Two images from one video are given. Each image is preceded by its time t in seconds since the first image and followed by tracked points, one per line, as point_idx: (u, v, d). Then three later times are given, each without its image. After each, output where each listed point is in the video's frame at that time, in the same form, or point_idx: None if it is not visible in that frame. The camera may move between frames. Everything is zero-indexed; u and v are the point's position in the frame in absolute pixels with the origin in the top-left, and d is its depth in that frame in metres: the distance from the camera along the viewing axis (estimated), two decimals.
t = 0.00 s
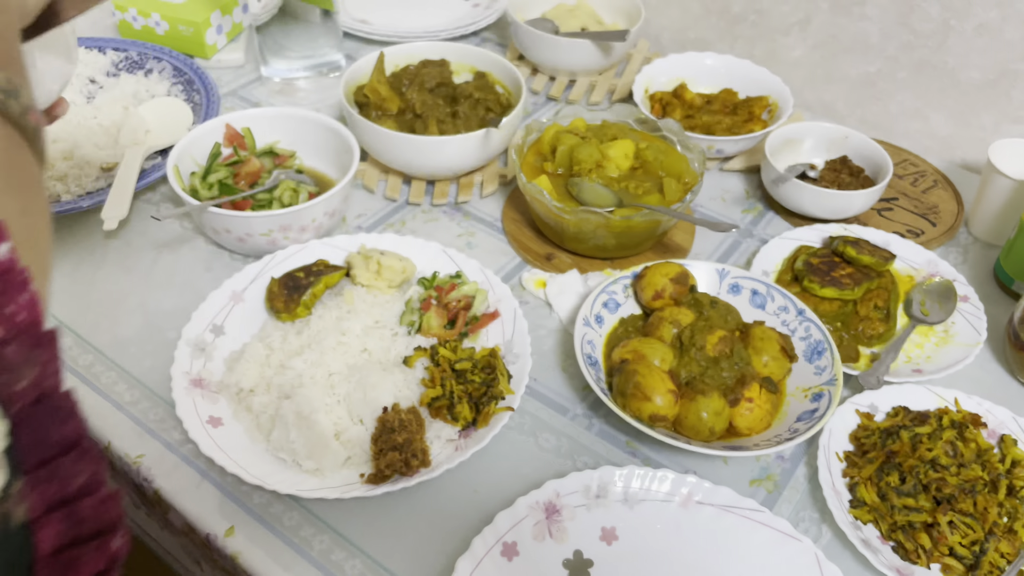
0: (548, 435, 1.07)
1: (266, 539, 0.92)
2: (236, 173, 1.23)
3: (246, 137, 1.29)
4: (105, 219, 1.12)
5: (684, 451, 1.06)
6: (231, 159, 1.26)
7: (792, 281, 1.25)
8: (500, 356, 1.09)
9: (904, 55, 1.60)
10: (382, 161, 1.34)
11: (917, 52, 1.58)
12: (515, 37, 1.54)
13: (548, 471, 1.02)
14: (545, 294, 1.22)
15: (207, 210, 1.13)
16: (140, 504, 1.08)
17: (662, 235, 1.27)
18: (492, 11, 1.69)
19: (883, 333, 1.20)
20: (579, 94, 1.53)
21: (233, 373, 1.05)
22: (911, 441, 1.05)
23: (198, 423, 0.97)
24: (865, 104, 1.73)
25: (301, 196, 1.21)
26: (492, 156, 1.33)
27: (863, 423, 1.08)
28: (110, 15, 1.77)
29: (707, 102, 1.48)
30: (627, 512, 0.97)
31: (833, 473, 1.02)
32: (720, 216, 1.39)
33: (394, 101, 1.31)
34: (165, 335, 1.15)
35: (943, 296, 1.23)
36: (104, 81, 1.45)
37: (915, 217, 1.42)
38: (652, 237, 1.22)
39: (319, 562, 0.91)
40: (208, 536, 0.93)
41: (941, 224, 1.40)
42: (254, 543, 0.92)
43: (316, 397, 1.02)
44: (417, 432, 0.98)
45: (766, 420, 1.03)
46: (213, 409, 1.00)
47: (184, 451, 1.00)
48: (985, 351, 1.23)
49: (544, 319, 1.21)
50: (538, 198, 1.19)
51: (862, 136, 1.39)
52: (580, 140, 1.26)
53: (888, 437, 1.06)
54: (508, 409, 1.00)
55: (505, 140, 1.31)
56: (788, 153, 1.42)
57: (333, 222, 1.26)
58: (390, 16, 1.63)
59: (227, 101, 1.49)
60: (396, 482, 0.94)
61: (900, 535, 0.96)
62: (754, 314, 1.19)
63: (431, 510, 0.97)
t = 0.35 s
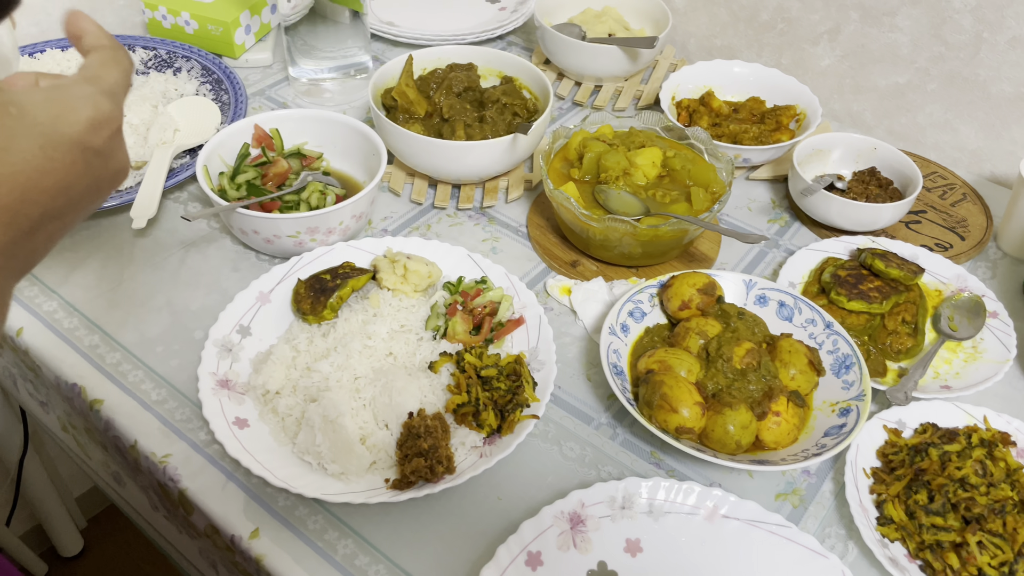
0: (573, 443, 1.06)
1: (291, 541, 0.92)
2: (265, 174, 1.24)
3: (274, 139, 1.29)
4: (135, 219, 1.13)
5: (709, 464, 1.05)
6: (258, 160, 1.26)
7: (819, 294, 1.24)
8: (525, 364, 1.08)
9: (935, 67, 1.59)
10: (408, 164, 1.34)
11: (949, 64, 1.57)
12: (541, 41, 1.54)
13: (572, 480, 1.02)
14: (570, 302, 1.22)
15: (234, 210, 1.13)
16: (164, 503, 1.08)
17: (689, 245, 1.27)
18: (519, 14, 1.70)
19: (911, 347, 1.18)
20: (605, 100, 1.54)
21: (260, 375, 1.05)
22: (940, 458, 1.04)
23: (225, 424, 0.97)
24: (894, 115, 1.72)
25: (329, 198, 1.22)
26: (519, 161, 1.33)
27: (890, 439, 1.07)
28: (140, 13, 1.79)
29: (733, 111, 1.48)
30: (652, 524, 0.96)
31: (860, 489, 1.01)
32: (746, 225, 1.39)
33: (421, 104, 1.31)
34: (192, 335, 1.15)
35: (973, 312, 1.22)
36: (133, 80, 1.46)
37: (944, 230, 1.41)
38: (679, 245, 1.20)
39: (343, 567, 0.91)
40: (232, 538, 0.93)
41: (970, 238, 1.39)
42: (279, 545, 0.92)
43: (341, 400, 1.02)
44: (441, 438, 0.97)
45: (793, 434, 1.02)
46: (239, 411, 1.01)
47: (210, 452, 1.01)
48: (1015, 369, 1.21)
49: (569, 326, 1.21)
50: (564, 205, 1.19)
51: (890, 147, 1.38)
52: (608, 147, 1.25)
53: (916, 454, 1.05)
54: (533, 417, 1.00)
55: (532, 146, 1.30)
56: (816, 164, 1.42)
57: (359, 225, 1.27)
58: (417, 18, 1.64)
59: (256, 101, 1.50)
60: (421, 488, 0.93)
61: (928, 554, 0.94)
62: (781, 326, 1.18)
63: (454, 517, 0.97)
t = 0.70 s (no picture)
0: (592, 452, 1.05)
1: (307, 545, 0.92)
2: (285, 173, 1.23)
3: (296, 138, 1.29)
4: (156, 216, 1.13)
5: (731, 475, 1.04)
6: (280, 159, 1.26)
7: (844, 304, 1.22)
8: (546, 370, 1.07)
9: (965, 75, 1.57)
10: (429, 166, 1.34)
11: (979, 72, 1.55)
12: (565, 42, 1.52)
13: (591, 489, 1.01)
14: (591, 307, 1.21)
15: (255, 210, 1.12)
16: (180, 502, 1.08)
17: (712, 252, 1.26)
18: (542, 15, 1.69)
19: (938, 360, 1.16)
20: (628, 103, 1.53)
21: (278, 376, 1.04)
22: (968, 475, 1.01)
23: (243, 425, 0.96)
24: (922, 123, 1.70)
25: (350, 199, 1.21)
26: (541, 164, 1.31)
27: (917, 454, 1.04)
28: (163, 9, 1.79)
29: (759, 116, 1.47)
30: (672, 536, 0.94)
31: (885, 505, 0.98)
32: (771, 233, 1.38)
33: (444, 106, 1.30)
34: (211, 334, 1.15)
35: (1001, 325, 1.20)
36: (155, 76, 1.46)
37: (972, 241, 1.38)
38: (702, 252, 1.18)
39: (359, 572, 0.90)
40: (249, 540, 0.92)
41: (999, 249, 1.36)
42: (296, 549, 0.91)
43: (361, 403, 1.01)
44: (460, 444, 0.95)
45: (817, 447, 1.00)
46: (257, 411, 1.00)
47: (227, 452, 1.00)
48: None
49: (589, 332, 1.20)
50: (587, 210, 1.17)
51: (919, 155, 1.35)
52: (632, 152, 1.24)
53: (944, 470, 1.02)
54: (552, 424, 0.99)
55: (555, 149, 1.29)
56: (842, 171, 1.40)
57: (380, 226, 1.26)
58: (440, 17, 1.64)
59: (277, 99, 1.50)
60: (438, 494, 0.92)
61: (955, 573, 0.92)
62: (806, 336, 1.17)
63: (472, 525, 0.96)
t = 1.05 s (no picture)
0: (602, 458, 1.05)
1: (317, 548, 0.92)
2: (300, 174, 1.24)
3: (310, 139, 1.29)
4: (171, 215, 1.14)
5: (742, 485, 1.03)
6: (294, 160, 1.26)
7: (858, 313, 1.22)
8: (556, 375, 1.07)
9: (983, 84, 1.56)
10: (443, 168, 1.34)
11: (998, 81, 1.54)
12: (580, 46, 1.52)
13: (601, 496, 1.00)
14: (603, 313, 1.21)
15: (269, 211, 1.12)
16: (190, 501, 1.08)
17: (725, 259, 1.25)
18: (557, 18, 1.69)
19: (953, 371, 1.15)
20: (643, 107, 1.53)
21: (290, 377, 1.05)
22: (981, 488, 1.00)
23: (253, 426, 0.97)
24: (939, 131, 1.69)
25: (363, 201, 1.21)
26: (554, 168, 1.31)
27: (930, 466, 1.03)
28: (180, 9, 1.81)
29: (774, 122, 1.46)
30: (681, 545, 0.94)
31: (897, 517, 0.97)
32: (784, 240, 1.37)
33: (458, 109, 1.31)
34: (223, 334, 1.16)
35: (1018, 337, 1.18)
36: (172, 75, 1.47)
37: (988, 251, 1.37)
38: (715, 259, 1.18)
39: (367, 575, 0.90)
40: (258, 542, 0.93)
41: (1016, 260, 1.35)
42: (305, 551, 0.91)
43: (371, 406, 1.01)
44: (470, 449, 0.95)
45: (829, 457, 0.99)
46: (268, 413, 1.00)
47: (237, 453, 1.01)
48: None
49: (601, 337, 1.19)
50: (600, 215, 1.17)
51: (936, 164, 1.34)
52: (646, 157, 1.23)
53: (957, 483, 1.01)
54: (563, 430, 0.98)
55: (569, 153, 1.29)
56: (857, 179, 1.39)
57: (392, 229, 1.26)
58: (455, 20, 1.64)
59: (292, 100, 1.51)
60: (448, 499, 0.92)
61: None
62: (819, 345, 1.16)
63: (481, 530, 0.96)
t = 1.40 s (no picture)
0: (614, 458, 1.05)
1: (327, 544, 0.92)
2: (313, 171, 1.24)
3: (324, 135, 1.30)
4: (184, 211, 1.14)
5: (753, 486, 1.03)
6: (308, 157, 1.27)
7: (872, 315, 1.21)
8: (568, 374, 1.07)
9: (1000, 87, 1.55)
10: (455, 166, 1.34)
11: (1014, 84, 1.53)
12: (594, 46, 1.52)
13: (612, 496, 1.00)
14: (615, 312, 1.21)
15: (282, 207, 1.13)
16: (202, 496, 1.09)
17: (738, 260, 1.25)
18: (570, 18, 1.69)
19: (967, 376, 1.13)
20: (656, 107, 1.53)
21: (301, 373, 1.05)
22: (996, 494, 0.99)
23: (265, 422, 0.97)
24: (954, 134, 1.68)
25: (376, 198, 1.21)
26: (567, 167, 1.31)
27: (944, 470, 1.02)
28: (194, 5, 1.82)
29: (788, 123, 1.45)
30: (693, 547, 0.94)
31: (910, 521, 0.96)
32: (798, 241, 1.37)
33: (472, 107, 1.31)
34: (235, 330, 1.16)
35: None
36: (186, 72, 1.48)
37: (1004, 255, 1.36)
38: (728, 260, 1.17)
39: (378, 572, 0.91)
40: (268, 537, 0.93)
41: None
42: (315, 547, 0.92)
43: (383, 403, 1.01)
44: (481, 447, 0.95)
45: (842, 460, 0.99)
46: (280, 408, 1.00)
47: (249, 449, 1.01)
48: None
49: (613, 337, 1.19)
50: (613, 214, 1.17)
51: (951, 167, 1.33)
52: (660, 157, 1.23)
53: (971, 487, 1.00)
54: (574, 429, 0.98)
55: (582, 152, 1.28)
56: (872, 181, 1.38)
57: (405, 226, 1.26)
58: (469, 18, 1.64)
59: (306, 97, 1.51)
60: (458, 497, 0.92)
61: None
62: (832, 348, 1.15)
63: (492, 528, 0.96)
